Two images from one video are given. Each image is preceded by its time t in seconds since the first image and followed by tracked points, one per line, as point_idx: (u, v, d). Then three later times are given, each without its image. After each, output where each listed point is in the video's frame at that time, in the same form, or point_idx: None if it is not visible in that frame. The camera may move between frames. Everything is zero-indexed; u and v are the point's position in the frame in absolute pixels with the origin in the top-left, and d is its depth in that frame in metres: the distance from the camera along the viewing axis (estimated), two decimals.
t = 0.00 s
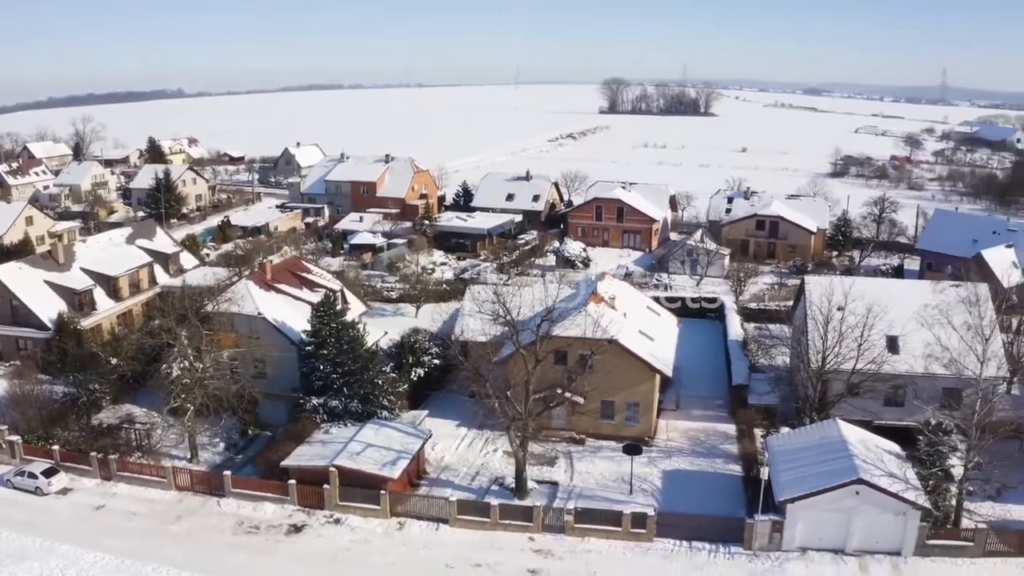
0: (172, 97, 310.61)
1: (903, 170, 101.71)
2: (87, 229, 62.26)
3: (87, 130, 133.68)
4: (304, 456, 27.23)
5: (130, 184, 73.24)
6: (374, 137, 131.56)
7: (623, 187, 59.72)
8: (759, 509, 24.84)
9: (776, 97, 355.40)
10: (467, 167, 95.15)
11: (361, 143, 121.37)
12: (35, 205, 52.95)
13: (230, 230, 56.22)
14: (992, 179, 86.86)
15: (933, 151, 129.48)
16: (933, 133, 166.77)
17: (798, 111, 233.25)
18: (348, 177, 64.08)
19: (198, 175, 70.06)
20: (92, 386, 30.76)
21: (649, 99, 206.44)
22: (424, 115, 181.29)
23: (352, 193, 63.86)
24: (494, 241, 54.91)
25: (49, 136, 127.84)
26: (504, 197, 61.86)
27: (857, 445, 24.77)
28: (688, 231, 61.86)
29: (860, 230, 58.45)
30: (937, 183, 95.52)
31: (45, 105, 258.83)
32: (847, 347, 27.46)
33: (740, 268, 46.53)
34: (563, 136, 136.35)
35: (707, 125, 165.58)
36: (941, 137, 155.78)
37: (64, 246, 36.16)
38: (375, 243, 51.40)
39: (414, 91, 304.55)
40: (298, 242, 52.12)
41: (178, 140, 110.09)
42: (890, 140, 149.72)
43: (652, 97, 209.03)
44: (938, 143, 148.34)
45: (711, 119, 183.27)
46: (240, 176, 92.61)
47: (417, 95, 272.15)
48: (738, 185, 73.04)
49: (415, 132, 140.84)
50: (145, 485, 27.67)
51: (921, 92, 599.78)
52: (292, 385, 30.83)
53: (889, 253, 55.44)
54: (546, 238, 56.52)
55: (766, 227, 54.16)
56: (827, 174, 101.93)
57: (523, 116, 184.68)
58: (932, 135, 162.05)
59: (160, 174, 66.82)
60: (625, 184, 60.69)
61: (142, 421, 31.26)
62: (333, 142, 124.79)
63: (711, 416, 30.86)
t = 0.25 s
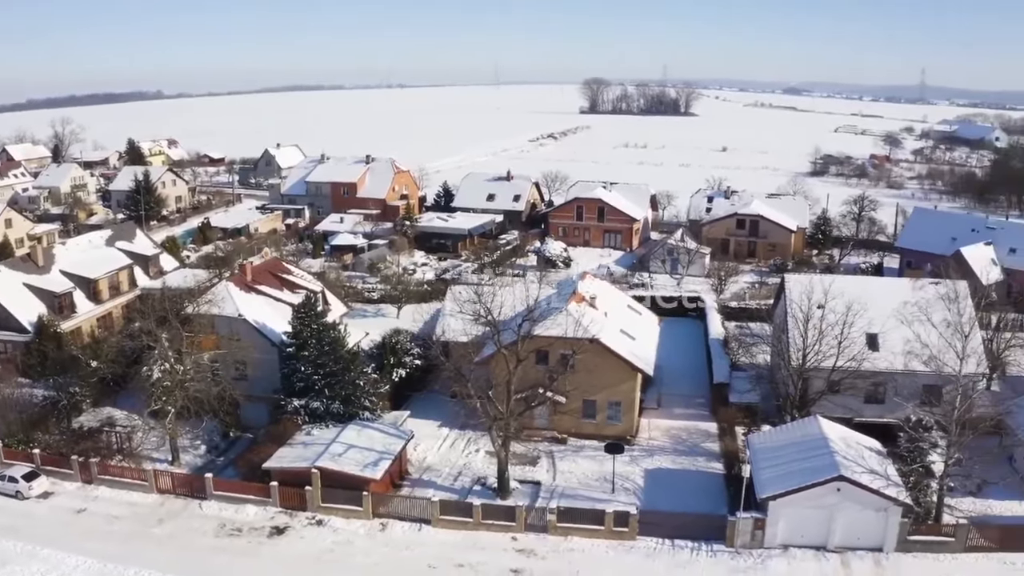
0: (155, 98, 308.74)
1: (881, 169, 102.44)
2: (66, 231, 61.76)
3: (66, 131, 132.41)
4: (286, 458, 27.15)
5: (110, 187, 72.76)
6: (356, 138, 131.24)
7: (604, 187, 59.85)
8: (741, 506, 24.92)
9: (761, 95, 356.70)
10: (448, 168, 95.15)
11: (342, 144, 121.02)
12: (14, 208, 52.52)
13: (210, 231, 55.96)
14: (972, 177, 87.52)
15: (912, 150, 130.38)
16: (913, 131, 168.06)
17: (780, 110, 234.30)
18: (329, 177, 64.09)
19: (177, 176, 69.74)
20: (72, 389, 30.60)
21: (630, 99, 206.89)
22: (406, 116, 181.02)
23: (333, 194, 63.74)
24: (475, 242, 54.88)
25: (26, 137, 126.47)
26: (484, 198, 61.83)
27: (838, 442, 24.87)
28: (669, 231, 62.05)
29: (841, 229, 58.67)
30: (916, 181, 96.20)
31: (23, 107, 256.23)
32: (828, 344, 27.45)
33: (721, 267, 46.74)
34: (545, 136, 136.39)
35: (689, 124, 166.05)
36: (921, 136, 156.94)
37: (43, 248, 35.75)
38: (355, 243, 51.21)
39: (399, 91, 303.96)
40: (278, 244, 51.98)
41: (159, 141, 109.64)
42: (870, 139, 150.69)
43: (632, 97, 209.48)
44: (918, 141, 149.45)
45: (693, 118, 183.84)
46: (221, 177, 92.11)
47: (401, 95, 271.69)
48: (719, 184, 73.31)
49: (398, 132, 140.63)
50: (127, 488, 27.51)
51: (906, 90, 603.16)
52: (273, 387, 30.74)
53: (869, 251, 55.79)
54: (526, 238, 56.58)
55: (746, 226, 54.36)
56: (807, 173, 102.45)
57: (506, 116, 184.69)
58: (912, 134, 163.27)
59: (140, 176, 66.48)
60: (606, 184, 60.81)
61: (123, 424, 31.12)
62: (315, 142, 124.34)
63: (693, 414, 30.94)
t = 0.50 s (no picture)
0: (135, 99, 306.21)
1: (859, 167, 103.19)
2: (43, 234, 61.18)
3: (42, 132, 131.03)
4: (266, 460, 27.04)
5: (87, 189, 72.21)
6: (337, 138, 130.84)
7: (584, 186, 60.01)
8: (722, 504, 24.99)
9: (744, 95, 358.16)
10: (427, 168, 95.18)
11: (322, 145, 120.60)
12: None
13: (188, 233, 55.64)
14: (949, 175, 88.37)
15: (890, 149, 131.37)
16: (891, 130, 169.40)
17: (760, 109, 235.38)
18: (308, 177, 63.75)
19: (155, 178, 69.42)
20: (51, 392, 30.43)
21: (609, 99, 207.24)
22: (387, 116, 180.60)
23: (311, 194, 63.57)
24: (454, 242, 54.84)
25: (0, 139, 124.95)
26: (464, 198, 61.79)
27: (818, 439, 24.98)
28: (648, 230, 62.26)
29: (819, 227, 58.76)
30: (893, 180, 97.01)
31: None
32: (807, 342, 27.44)
33: (700, 266, 46.97)
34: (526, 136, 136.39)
35: (669, 123, 166.48)
36: (899, 135, 158.19)
37: (21, 251, 35.52)
38: (335, 244, 50.99)
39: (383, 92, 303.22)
40: (257, 245, 51.79)
41: (138, 142, 108.81)
42: (847, 138, 151.70)
43: (611, 96, 209.79)
44: (895, 140, 150.62)
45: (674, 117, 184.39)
46: (200, 178, 91.58)
47: (384, 96, 270.93)
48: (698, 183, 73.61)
49: (379, 133, 140.28)
50: (106, 491, 27.30)
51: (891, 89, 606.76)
52: (253, 389, 30.65)
53: (847, 249, 56.19)
54: (506, 238, 56.64)
55: (725, 225, 54.62)
56: (786, 172, 103.02)
57: (488, 116, 184.61)
58: (890, 133, 164.56)
59: (118, 177, 66.08)
60: (585, 184, 61.01)
61: (102, 427, 30.98)
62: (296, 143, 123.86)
63: (673, 412, 31.02)
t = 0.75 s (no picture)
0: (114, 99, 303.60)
1: (838, 165, 103.82)
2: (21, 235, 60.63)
3: (20, 133, 129.67)
4: (247, 461, 26.93)
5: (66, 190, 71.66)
6: (319, 139, 130.36)
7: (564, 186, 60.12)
8: (704, 502, 25.05)
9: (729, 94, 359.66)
10: (407, 168, 95.06)
11: (303, 145, 120.19)
12: None
13: (168, 234, 55.30)
14: (928, 173, 89.07)
15: (869, 147, 132.25)
16: (870, 129, 170.66)
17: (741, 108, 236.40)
18: (289, 178, 63.69)
19: (135, 179, 69.13)
20: (31, 395, 30.22)
21: (588, 98, 207.51)
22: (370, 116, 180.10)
23: (291, 195, 63.45)
24: (435, 242, 54.79)
25: None
26: (445, 198, 61.75)
27: (799, 436, 25.01)
28: (629, 229, 62.43)
29: (799, 225, 58.65)
30: (874, 178, 97.64)
31: None
32: (787, 340, 27.40)
33: (680, 264, 47.07)
34: (508, 135, 136.39)
35: (650, 123, 166.92)
36: (878, 133, 159.38)
37: None
38: (315, 246, 50.64)
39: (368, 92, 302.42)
40: (237, 245, 51.57)
41: (116, 143, 107.92)
42: (827, 137, 152.61)
43: (592, 96, 209.95)
44: (875, 138, 151.65)
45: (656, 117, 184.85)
46: (179, 179, 91.11)
47: (368, 96, 270.14)
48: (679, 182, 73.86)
49: (362, 133, 139.98)
50: (87, 495, 27.15)
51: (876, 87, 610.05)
52: (234, 391, 30.57)
53: (828, 247, 56.51)
54: (487, 238, 56.71)
55: (706, 223, 54.79)
56: (766, 170, 103.47)
57: (469, 116, 184.60)
58: (869, 131, 165.77)
59: (97, 179, 65.69)
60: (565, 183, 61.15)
61: (82, 430, 30.80)
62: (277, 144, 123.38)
63: (655, 411, 31.10)
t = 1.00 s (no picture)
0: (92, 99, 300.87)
1: (816, 163, 104.47)
2: None
3: None
4: (226, 463, 26.81)
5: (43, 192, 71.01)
6: (300, 139, 129.83)
7: (543, 185, 60.22)
8: (684, 499, 25.11)
9: (710, 93, 361.74)
10: (386, 168, 94.74)
11: (283, 146, 119.58)
12: None
13: (147, 236, 54.89)
14: (905, 172, 89.82)
15: (847, 145, 133.09)
16: (849, 127, 171.81)
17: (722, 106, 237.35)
18: (268, 179, 63.45)
19: (113, 181, 68.94)
20: (10, 398, 30.00)
21: (568, 97, 207.70)
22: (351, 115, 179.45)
23: (270, 196, 63.44)
24: (414, 241, 54.69)
25: None
26: (424, 197, 61.66)
27: (779, 432, 25.07)
28: (608, 228, 62.60)
29: (778, 223, 59.10)
30: (852, 177, 98.39)
31: None
32: (766, 337, 27.33)
33: (660, 262, 47.18)
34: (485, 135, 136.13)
35: (631, 122, 167.24)
36: (857, 132, 160.51)
37: None
38: (294, 246, 50.50)
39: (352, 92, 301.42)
40: (216, 246, 51.17)
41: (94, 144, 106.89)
42: (806, 135, 153.43)
43: (571, 95, 210.02)
44: (853, 136, 152.63)
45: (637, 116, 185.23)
46: (157, 180, 90.48)
47: (351, 96, 269.15)
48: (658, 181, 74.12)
49: (345, 133, 139.58)
50: (66, 498, 26.98)
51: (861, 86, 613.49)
52: (213, 392, 30.51)
53: (806, 245, 56.87)
54: (466, 237, 56.70)
55: (685, 222, 54.96)
56: (744, 169, 103.91)
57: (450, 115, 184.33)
58: (848, 129, 166.94)
59: (74, 180, 65.25)
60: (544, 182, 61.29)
61: (61, 433, 30.59)
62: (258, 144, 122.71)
63: (635, 409, 31.17)
